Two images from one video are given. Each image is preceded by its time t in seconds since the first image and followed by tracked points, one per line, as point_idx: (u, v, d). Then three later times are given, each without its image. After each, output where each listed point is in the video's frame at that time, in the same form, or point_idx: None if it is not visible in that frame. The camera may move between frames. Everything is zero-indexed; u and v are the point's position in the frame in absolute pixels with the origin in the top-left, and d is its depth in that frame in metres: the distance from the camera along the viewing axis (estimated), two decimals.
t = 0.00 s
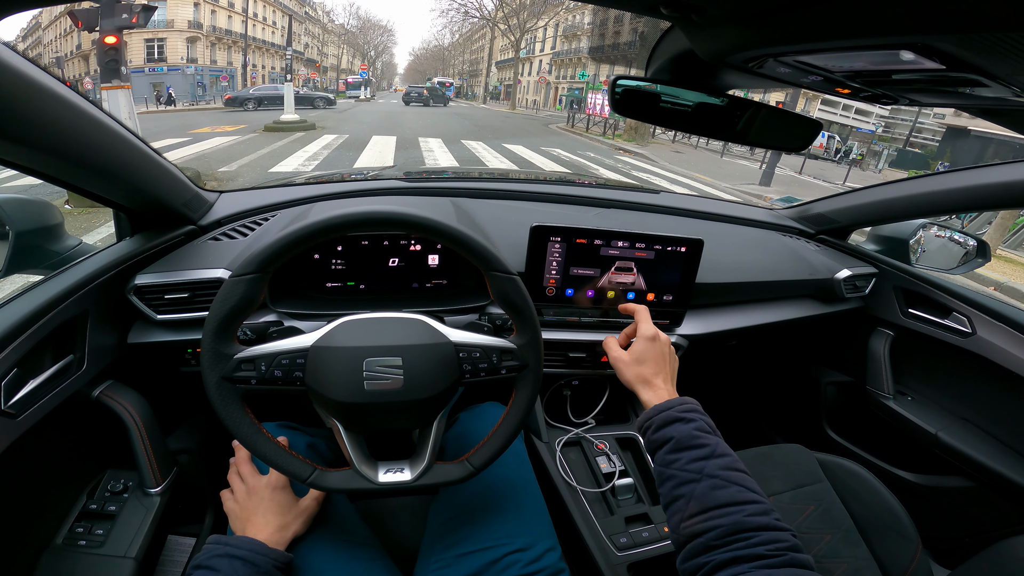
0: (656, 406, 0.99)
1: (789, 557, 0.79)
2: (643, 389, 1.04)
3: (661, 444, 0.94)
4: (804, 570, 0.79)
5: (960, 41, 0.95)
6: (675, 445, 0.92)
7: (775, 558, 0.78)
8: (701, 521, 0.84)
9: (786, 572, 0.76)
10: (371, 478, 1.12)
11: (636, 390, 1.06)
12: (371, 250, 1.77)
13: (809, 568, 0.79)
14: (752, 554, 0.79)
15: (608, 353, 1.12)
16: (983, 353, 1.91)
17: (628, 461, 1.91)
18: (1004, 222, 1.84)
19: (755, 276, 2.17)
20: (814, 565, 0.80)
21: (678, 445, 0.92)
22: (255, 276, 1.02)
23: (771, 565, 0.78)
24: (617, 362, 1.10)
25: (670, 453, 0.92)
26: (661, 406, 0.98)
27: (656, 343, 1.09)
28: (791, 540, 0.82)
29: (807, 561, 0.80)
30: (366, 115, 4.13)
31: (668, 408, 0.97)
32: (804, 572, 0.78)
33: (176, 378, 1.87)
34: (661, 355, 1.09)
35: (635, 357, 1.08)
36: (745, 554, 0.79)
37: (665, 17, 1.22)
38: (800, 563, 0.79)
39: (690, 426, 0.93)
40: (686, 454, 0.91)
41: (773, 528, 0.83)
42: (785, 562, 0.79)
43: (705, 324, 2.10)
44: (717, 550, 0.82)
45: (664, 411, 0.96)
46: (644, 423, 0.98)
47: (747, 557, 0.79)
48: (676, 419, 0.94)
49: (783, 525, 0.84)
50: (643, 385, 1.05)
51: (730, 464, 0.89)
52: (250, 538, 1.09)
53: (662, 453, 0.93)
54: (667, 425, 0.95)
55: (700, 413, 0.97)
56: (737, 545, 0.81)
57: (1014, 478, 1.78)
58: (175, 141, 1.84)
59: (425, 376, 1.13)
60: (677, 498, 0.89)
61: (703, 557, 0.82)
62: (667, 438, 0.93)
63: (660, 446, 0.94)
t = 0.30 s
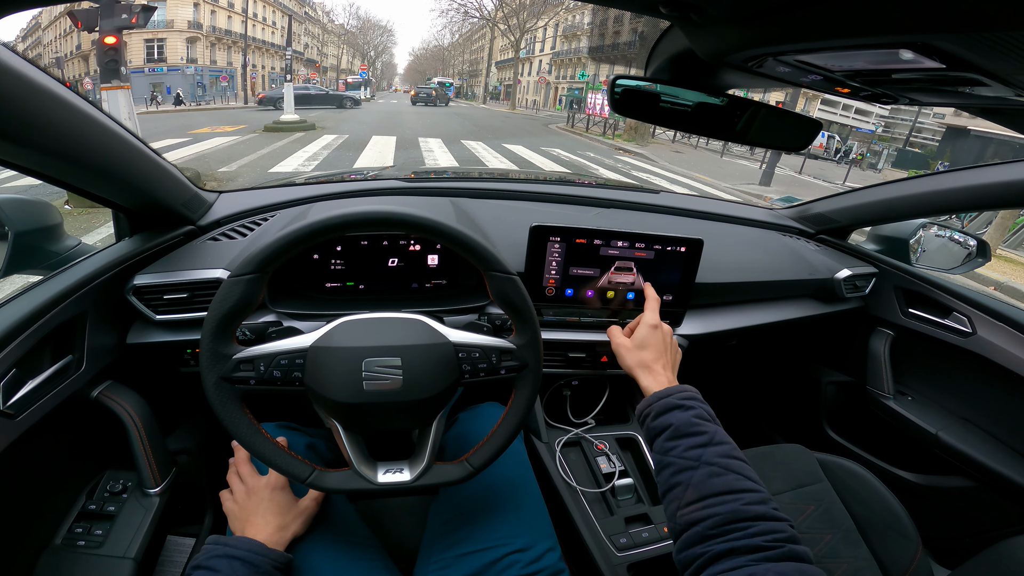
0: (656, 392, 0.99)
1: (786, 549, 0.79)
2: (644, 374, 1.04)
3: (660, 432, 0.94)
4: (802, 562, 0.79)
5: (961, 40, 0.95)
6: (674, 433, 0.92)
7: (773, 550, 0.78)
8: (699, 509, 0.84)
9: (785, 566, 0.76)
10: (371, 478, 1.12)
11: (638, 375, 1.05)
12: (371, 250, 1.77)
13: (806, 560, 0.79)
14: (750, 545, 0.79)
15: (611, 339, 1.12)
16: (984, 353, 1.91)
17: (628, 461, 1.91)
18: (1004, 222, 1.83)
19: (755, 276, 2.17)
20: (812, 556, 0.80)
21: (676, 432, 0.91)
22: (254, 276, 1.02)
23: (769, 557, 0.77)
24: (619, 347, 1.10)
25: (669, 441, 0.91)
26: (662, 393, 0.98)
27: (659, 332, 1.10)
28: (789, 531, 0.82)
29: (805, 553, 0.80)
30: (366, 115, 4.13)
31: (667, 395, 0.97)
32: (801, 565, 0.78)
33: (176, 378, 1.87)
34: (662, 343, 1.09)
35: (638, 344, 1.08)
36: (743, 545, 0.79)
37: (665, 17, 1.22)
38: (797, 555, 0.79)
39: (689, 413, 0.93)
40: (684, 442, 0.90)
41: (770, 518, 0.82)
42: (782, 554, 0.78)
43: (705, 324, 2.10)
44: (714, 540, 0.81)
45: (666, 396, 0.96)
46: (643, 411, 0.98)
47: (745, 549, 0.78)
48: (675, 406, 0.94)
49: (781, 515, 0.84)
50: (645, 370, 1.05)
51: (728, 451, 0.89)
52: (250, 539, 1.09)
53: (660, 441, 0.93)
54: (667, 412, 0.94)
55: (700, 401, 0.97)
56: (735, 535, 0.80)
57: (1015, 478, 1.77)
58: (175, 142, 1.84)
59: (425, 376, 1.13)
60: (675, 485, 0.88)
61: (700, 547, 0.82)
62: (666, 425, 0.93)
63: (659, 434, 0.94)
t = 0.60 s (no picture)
0: (632, 393, 0.97)
1: (780, 547, 0.79)
2: (618, 378, 1.03)
3: (642, 433, 0.93)
4: (797, 559, 0.80)
5: (959, 40, 0.95)
6: (656, 434, 0.91)
7: (767, 548, 0.79)
8: (688, 512, 0.84)
9: (780, 564, 0.77)
10: (371, 478, 1.12)
11: (612, 380, 1.04)
12: (371, 250, 1.77)
13: (801, 557, 0.80)
14: (743, 545, 0.79)
15: (574, 351, 1.11)
16: (984, 353, 1.91)
17: (628, 461, 1.92)
18: (1004, 221, 1.84)
19: (755, 276, 2.17)
20: (806, 552, 0.80)
21: (659, 433, 0.91)
22: (254, 276, 1.02)
23: (764, 555, 0.78)
24: (585, 357, 1.08)
25: (652, 442, 0.91)
26: (641, 392, 0.96)
27: (617, 330, 1.08)
28: (781, 527, 0.82)
29: (799, 549, 0.81)
30: (366, 115, 4.12)
31: (646, 395, 0.95)
32: (795, 562, 0.78)
33: (176, 378, 1.87)
34: (625, 341, 1.06)
35: (600, 349, 1.06)
36: (736, 545, 0.79)
37: (665, 17, 1.22)
38: (791, 552, 0.80)
39: (669, 413, 0.92)
40: (668, 442, 0.90)
41: (761, 516, 0.83)
42: (777, 552, 0.79)
43: (705, 324, 2.10)
44: (707, 541, 0.82)
45: (640, 399, 0.95)
46: (623, 412, 0.97)
47: (738, 548, 0.79)
48: (655, 406, 0.93)
49: (772, 512, 0.84)
50: (617, 374, 1.03)
51: (713, 450, 0.89)
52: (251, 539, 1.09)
53: (644, 442, 0.92)
54: (648, 412, 0.93)
55: (680, 398, 0.96)
56: (726, 535, 0.81)
57: (1015, 478, 1.78)
58: (175, 142, 1.84)
59: (425, 376, 1.13)
60: (662, 488, 0.88)
61: (693, 548, 0.82)
62: (648, 426, 0.92)
63: (642, 435, 0.93)
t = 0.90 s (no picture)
0: (640, 403, 0.98)
1: (786, 553, 0.79)
2: (623, 389, 1.04)
3: (648, 443, 0.94)
4: (802, 565, 0.80)
5: (959, 41, 0.95)
6: (663, 443, 0.91)
7: (773, 555, 0.79)
8: (695, 521, 0.84)
9: (784, 568, 0.77)
10: (372, 479, 1.12)
11: (617, 391, 1.05)
12: (371, 250, 1.77)
13: (806, 562, 0.80)
14: (750, 551, 0.79)
15: (578, 361, 1.09)
16: (984, 353, 1.91)
17: (628, 461, 1.91)
18: (1004, 221, 1.84)
19: (756, 276, 2.17)
20: (812, 559, 0.81)
21: (666, 443, 0.91)
22: (255, 276, 1.02)
23: (770, 561, 0.78)
24: (590, 367, 1.07)
25: (659, 452, 0.91)
26: (645, 404, 0.97)
27: (623, 340, 1.08)
28: (787, 535, 0.82)
29: (805, 555, 0.81)
30: (366, 115, 4.12)
31: (652, 405, 0.96)
32: (799, 566, 0.79)
33: (177, 378, 1.86)
34: (631, 351, 1.08)
35: (606, 360, 1.06)
36: (743, 551, 0.79)
37: (665, 17, 1.22)
38: (797, 558, 0.80)
39: (676, 423, 0.93)
40: (674, 452, 0.90)
41: (768, 524, 0.83)
42: (782, 558, 0.79)
43: (705, 324, 2.10)
44: (715, 548, 0.82)
45: (648, 409, 0.96)
46: (629, 422, 0.97)
47: (746, 554, 0.79)
48: (660, 417, 0.94)
49: (778, 520, 0.84)
50: (622, 385, 1.04)
51: (720, 460, 0.90)
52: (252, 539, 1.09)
53: (650, 452, 0.93)
54: (654, 422, 0.94)
55: (686, 408, 0.97)
56: (734, 542, 0.81)
57: (1015, 477, 1.78)
58: (175, 143, 1.84)
59: (426, 376, 1.13)
60: (669, 497, 0.89)
61: (700, 556, 0.82)
62: (654, 436, 0.93)
63: (648, 445, 0.94)
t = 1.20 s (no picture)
0: (654, 405, 0.99)
1: (791, 556, 0.79)
2: (639, 391, 1.05)
3: (660, 444, 0.94)
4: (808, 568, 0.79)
5: (959, 41, 0.95)
6: (675, 445, 0.92)
7: (779, 557, 0.78)
8: (704, 522, 0.84)
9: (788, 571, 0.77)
10: (372, 479, 1.12)
11: (633, 392, 1.06)
12: (371, 250, 1.77)
13: (812, 565, 0.80)
14: (756, 553, 0.79)
15: (598, 361, 1.12)
16: (985, 353, 1.90)
17: (628, 461, 1.91)
18: (1004, 221, 1.84)
19: (755, 276, 2.17)
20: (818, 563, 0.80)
21: (678, 444, 0.92)
22: (255, 277, 1.02)
23: (775, 564, 0.78)
24: (609, 368, 1.10)
25: (670, 453, 0.92)
26: (659, 406, 0.98)
27: (645, 344, 1.10)
28: (794, 539, 0.82)
29: (811, 558, 0.81)
30: (366, 115, 4.13)
31: (666, 408, 0.97)
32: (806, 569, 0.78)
33: (177, 378, 1.86)
34: (651, 355, 1.09)
35: (626, 361, 1.08)
36: (750, 553, 0.79)
37: (665, 17, 1.22)
38: (804, 561, 0.80)
39: (689, 425, 0.93)
40: (687, 454, 0.91)
41: (776, 527, 0.82)
42: (788, 560, 0.79)
43: (705, 324, 2.10)
44: (722, 550, 0.82)
45: (661, 411, 0.97)
46: (643, 423, 0.98)
47: (752, 556, 0.78)
48: (675, 419, 0.95)
49: (786, 523, 0.84)
50: (639, 387, 1.06)
51: (731, 463, 0.90)
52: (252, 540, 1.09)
53: (662, 453, 0.94)
54: (667, 425, 0.95)
55: (699, 412, 0.97)
56: (741, 544, 0.81)
57: (1016, 477, 1.77)
58: (175, 143, 1.84)
59: (425, 376, 1.13)
60: (679, 498, 0.89)
61: (707, 557, 0.82)
62: (666, 438, 0.93)
63: (660, 447, 0.94)
